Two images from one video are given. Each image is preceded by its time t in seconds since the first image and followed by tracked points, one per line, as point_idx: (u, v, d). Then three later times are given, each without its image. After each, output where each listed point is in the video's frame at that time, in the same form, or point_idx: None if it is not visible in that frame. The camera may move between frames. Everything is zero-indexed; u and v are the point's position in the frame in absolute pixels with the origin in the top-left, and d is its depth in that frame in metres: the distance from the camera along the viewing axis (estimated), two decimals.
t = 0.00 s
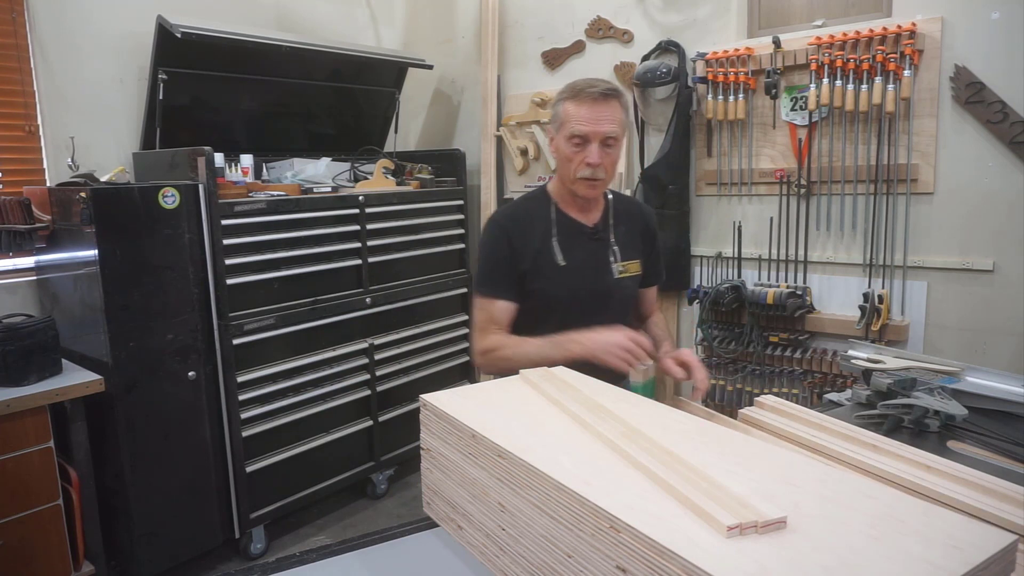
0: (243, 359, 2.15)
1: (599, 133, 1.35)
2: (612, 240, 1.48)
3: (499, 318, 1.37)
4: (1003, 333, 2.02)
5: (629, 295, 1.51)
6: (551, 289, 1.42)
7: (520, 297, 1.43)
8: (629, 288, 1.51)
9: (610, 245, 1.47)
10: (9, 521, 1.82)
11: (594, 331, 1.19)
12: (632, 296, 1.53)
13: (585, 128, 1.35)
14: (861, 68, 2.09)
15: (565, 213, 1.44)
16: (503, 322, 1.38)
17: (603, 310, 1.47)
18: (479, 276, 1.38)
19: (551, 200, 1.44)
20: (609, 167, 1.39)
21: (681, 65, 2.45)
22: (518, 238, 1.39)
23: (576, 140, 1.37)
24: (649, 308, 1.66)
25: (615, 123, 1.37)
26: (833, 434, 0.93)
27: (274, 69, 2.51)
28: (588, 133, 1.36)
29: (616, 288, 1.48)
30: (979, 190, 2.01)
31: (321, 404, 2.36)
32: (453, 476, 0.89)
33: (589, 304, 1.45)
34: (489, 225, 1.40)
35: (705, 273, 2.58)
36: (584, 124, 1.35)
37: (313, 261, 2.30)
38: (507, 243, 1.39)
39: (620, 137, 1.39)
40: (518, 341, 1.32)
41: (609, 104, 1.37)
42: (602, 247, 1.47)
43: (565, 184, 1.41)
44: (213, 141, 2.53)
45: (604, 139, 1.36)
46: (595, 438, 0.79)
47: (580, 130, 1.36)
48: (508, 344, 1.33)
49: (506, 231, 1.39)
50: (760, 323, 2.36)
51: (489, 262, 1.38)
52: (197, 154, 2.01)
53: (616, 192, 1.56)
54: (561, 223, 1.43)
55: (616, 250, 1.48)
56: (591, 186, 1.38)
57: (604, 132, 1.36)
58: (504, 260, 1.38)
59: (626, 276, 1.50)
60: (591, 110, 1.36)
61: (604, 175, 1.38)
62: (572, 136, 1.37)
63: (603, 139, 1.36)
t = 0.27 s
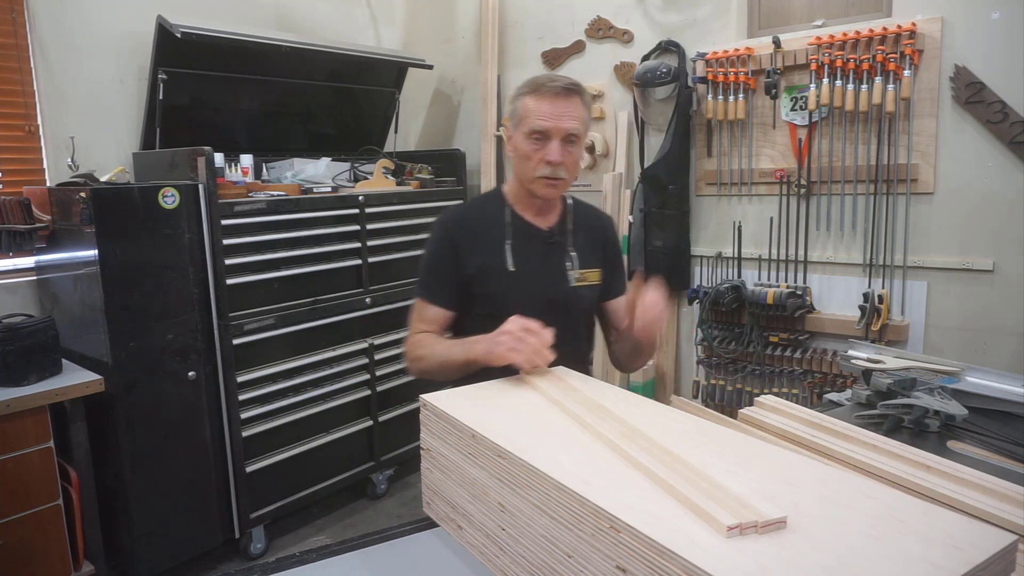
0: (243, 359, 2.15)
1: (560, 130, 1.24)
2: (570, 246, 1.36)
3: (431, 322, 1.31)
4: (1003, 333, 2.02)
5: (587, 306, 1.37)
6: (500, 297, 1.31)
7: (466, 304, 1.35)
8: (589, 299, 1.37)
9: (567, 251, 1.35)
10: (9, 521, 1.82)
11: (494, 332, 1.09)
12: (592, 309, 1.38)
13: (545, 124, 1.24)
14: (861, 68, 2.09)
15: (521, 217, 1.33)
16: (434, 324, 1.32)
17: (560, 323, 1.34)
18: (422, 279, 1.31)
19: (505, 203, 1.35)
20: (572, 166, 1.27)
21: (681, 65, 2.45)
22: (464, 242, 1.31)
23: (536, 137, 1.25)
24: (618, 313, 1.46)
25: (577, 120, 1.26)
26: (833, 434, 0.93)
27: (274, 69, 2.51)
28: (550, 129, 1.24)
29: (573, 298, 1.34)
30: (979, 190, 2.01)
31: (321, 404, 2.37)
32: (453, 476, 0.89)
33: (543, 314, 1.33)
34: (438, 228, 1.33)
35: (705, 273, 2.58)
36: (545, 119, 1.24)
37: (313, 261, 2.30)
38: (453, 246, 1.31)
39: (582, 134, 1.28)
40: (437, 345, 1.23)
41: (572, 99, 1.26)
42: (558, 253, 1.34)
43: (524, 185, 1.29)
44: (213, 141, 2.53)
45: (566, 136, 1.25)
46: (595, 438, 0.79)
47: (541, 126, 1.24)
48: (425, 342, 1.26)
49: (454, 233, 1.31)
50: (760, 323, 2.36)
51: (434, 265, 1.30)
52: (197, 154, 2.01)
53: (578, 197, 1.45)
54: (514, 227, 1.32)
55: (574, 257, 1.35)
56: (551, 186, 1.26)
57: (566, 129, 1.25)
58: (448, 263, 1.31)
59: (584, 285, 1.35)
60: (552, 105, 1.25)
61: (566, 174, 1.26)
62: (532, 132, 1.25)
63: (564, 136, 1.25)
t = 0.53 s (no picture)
0: (243, 359, 2.15)
1: (529, 116, 1.24)
2: (538, 243, 1.35)
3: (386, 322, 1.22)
4: (1003, 333, 2.02)
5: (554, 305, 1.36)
6: (465, 295, 1.27)
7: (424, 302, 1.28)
8: (556, 299, 1.36)
9: (535, 248, 1.34)
10: (9, 521, 1.82)
11: (477, 344, 1.04)
12: (557, 308, 1.38)
13: (514, 109, 1.23)
14: (861, 69, 2.09)
15: (487, 210, 1.31)
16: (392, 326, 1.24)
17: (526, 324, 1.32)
18: (378, 272, 1.22)
19: (471, 197, 1.32)
20: (540, 155, 1.27)
21: (681, 65, 2.45)
22: (429, 236, 1.26)
23: (504, 123, 1.25)
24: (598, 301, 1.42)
25: (547, 108, 1.26)
26: (833, 434, 0.93)
27: (274, 69, 2.51)
28: (518, 115, 1.24)
29: (541, 297, 1.33)
30: (979, 189, 2.01)
31: (321, 404, 2.37)
32: (453, 476, 0.88)
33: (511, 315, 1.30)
34: (402, 219, 1.26)
35: (705, 273, 2.58)
36: (513, 105, 1.24)
37: (313, 261, 2.29)
38: (417, 237, 1.25)
39: (551, 125, 1.28)
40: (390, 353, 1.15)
41: (543, 87, 1.26)
42: (526, 250, 1.33)
43: (489, 175, 1.28)
44: (213, 141, 2.53)
45: (535, 124, 1.25)
46: (595, 438, 0.79)
47: (508, 111, 1.24)
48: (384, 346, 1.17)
49: (420, 225, 1.26)
50: (760, 323, 2.36)
51: (395, 257, 1.22)
52: (197, 154, 2.01)
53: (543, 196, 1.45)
54: (482, 221, 1.30)
55: (542, 255, 1.34)
56: (517, 176, 1.25)
57: (535, 115, 1.24)
58: (411, 256, 1.24)
59: (552, 284, 1.34)
60: (523, 90, 1.24)
61: (533, 163, 1.26)
62: (500, 118, 1.25)
63: (533, 124, 1.25)
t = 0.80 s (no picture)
0: (243, 360, 2.15)
1: (530, 120, 1.24)
2: (535, 243, 1.37)
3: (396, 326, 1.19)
4: (1003, 333, 2.02)
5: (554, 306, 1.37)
6: (465, 294, 1.26)
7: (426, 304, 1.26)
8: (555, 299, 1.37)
9: (533, 248, 1.36)
10: (9, 521, 1.82)
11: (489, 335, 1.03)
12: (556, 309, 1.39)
13: (514, 113, 1.23)
14: (861, 68, 2.09)
15: (484, 210, 1.32)
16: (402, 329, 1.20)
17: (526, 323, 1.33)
18: (381, 272, 1.20)
19: (467, 198, 1.33)
20: (539, 158, 1.28)
21: (681, 65, 2.45)
22: (428, 235, 1.26)
23: (504, 126, 1.24)
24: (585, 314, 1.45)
25: (546, 111, 1.26)
26: (832, 434, 0.93)
27: (274, 69, 2.51)
28: (519, 119, 1.24)
29: (540, 296, 1.34)
30: (980, 189, 2.01)
31: (321, 404, 2.37)
32: (453, 476, 0.88)
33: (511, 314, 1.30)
34: (399, 218, 1.26)
35: (705, 273, 2.58)
36: (514, 108, 1.23)
37: (313, 261, 2.29)
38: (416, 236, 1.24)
39: (550, 127, 1.28)
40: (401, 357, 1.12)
41: (541, 89, 1.26)
42: (523, 249, 1.34)
43: (488, 178, 1.28)
44: (213, 141, 2.53)
45: (536, 127, 1.25)
46: (595, 438, 0.79)
47: (509, 115, 1.23)
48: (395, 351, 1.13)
49: (417, 225, 1.26)
50: (760, 323, 2.36)
51: (395, 256, 1.21)
52: (197, 154, 2.01)
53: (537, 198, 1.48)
54: (479, 221, 1.31)
55: (540, 255, 1.36)
56: (517, 180, 1.26)
57: (536, 119, 1.25)
58: (413, 255, 1.23)
59: (551, 284, 1.36)
60: (522, 93, 1.24)
61: (533, 167, 1.27)
62: (499, 122, 1.24)
63: (533, 128, 1.25)
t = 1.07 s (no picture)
0: (243, 360, 2.15)
1: (540, 124, 1.22)
2: (548, 240, 1.39)
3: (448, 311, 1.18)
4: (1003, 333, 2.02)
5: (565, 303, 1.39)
6: (478, 288, 1.30)
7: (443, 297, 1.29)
8: (567, 295, 1.39)
9: (547, 245, 1.38)
10: (9, 520, 1.82)
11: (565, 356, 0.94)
12: (569, 305, 1.41)
13: (525, 118, 1.21)
14: (861, 68, 2.09)
15: (496, 209, 1.34)
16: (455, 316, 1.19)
17: (537, 319, 1.35)
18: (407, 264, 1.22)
19: (480, 196, 1.35)
20: (550, 160, 1.27)
21: (681, 65, 2.45)
22: (448, 230, 1.28)
23: (514, 131, 1.23)
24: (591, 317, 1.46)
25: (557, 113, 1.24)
26: (832, 434, 0.93)
27: (274, 69, 2.51)
28: (529, 124, 1.22)
29: (553, 292, 1.36)
30: (980, 189, 2.01)
31: (321, 404, 2.36)
32: (453, 475, 0.88)
33: (522, 309, 1.33)
34: (420, 213, 1.29)
35: (705, 273, 2.58)
36: (524, 113, 1.21)
37: (313, 261, 2.30)
38: (435, 230, 1.27)
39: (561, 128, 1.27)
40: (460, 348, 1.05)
41: (551, 91, 1.23)
42: (537, 247, 1.37)
43: (500, 181, 1.29)
44: (213, 141, 2.53)
45: (546, 131, 1.23)
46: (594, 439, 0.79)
47: (519, 120, 1.22)
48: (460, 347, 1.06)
49: (436, 219, 1.29)
50: (760, 323, 2.36)
51: (415, 249, 1.24)
52: (197, 154, 2.01)
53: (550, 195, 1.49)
54: (493, 219, 1.33)
55: (553, 252, 1.38)
56: (529, 182, 1.27)
57: (546, 123, 1.23)
58: (435, 249, 1.25)
59: (564, 280, 1.38)
60: (532, 98, 1.21)
61: (544, 170, 1.27)
62: (510, 127, 1.23)
63: (544, 131, 1.23)
